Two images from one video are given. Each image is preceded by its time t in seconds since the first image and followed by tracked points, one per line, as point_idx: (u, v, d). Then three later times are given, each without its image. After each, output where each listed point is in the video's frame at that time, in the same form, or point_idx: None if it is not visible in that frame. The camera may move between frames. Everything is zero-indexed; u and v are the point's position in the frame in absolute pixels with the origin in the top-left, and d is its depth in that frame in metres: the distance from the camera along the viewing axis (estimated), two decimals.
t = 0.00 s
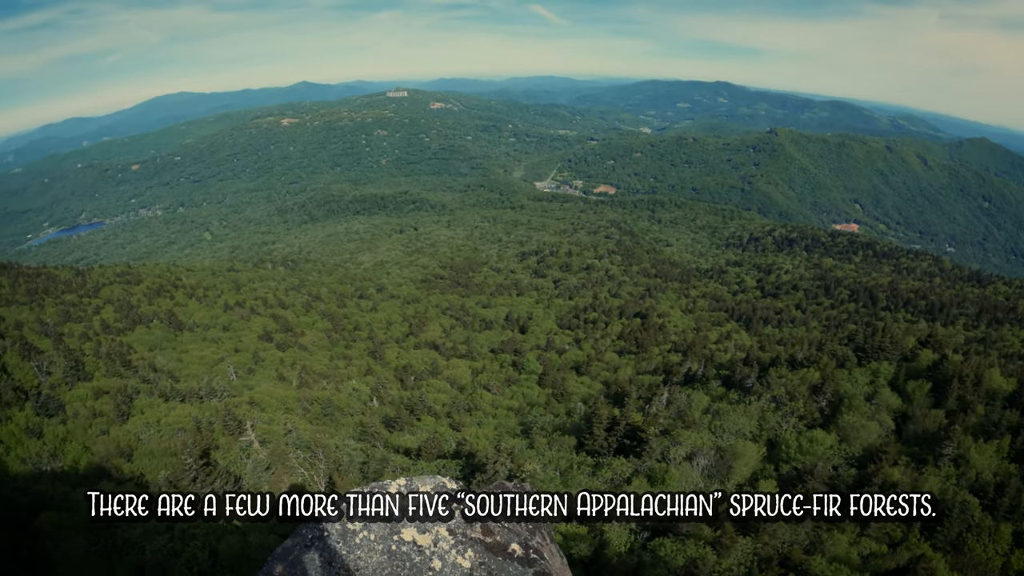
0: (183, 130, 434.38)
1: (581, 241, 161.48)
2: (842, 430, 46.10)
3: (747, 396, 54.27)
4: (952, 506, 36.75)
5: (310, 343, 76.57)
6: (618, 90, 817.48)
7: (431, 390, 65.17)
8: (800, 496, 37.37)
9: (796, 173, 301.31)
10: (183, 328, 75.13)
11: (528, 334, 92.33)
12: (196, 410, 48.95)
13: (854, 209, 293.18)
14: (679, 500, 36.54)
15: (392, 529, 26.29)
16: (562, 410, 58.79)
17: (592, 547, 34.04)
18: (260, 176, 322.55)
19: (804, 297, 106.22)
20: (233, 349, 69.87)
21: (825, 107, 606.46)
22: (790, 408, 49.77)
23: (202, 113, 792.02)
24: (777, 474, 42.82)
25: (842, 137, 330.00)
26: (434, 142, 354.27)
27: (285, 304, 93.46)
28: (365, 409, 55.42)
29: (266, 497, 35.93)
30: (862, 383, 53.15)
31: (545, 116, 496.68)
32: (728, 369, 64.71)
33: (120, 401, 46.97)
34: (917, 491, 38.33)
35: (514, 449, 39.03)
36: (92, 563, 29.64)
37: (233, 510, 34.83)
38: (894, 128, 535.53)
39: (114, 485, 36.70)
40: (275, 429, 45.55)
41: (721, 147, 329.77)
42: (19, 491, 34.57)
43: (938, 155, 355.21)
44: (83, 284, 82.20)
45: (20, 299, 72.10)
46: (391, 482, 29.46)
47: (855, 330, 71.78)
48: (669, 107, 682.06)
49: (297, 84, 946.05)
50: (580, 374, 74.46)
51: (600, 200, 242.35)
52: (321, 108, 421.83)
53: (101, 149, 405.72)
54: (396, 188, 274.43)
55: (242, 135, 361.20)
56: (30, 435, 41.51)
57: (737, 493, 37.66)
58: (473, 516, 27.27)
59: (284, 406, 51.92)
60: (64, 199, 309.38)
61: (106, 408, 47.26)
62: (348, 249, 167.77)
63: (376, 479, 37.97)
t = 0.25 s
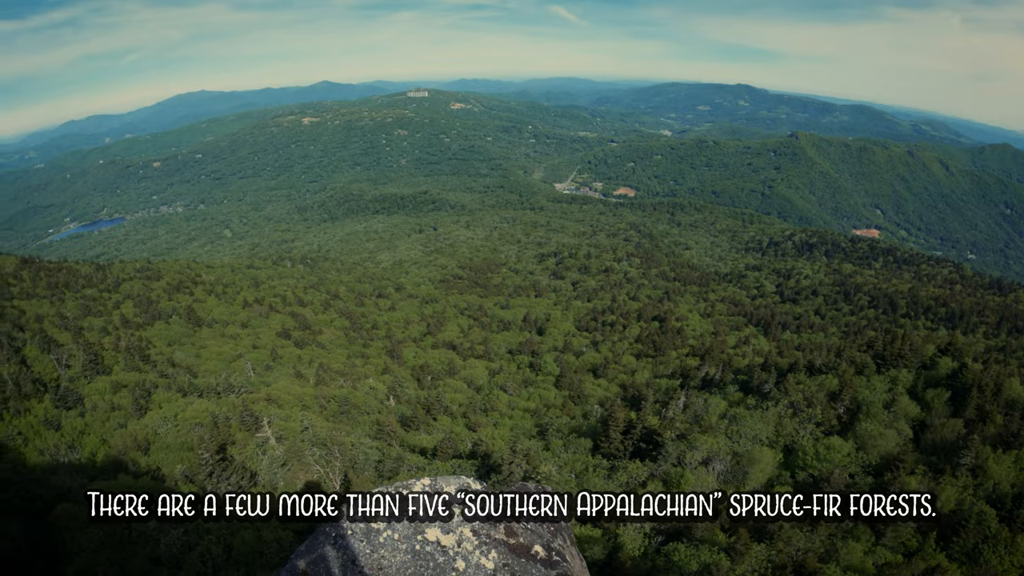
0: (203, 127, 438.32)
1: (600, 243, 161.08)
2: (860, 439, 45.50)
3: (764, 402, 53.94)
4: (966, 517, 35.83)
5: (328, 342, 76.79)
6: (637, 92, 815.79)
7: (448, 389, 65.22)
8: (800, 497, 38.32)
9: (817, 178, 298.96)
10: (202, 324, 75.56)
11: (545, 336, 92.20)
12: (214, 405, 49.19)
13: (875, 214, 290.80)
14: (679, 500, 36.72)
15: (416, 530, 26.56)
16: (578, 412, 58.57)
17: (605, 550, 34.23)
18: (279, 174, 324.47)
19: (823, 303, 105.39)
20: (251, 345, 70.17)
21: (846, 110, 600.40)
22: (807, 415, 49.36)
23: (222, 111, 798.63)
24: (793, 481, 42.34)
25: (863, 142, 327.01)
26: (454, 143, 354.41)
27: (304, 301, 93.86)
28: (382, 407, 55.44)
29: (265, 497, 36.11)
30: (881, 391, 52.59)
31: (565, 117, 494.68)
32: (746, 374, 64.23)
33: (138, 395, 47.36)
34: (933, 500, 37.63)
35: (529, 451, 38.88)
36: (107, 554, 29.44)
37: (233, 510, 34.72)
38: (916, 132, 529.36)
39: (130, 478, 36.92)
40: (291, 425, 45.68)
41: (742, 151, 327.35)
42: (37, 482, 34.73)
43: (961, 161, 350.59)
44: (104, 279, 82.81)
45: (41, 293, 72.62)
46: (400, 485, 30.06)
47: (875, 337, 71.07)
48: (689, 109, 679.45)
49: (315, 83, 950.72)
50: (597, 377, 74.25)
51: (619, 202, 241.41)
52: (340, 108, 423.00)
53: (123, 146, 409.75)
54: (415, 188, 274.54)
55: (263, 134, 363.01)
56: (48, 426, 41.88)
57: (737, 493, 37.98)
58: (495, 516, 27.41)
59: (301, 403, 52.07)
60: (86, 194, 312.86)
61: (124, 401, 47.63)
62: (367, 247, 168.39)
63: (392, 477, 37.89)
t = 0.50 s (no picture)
0: (229, 125, 442.70)
1: (623, 246, 160.56)
2: (881, 448, 44.79)
3: (785, 410, 53.56)
4: (985, 530, 34.97)
5: (349, 340, 77.02)
6: (661, 95, 812.92)
7: (468, 390, 65.19)
8: (800, 497, 38.66)
9: (842, 183, 296.82)
10: (224, 319, 76.05)
11: (566, 338, 92.04)
12: (235, 400, 49.44)
13: (900, 220, 288.06)
14: (679, 500, 37.27)
15: (445, 529, 26.64)
16: (598, 415, 58.32)
17: (621, 555, 34.22)
18: (303, 172, 326.54)
19: (847, 310, 104.57)
20: (272, 342, 70.50)
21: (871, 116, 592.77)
22: (827, 424, 48.84)
23: (246, 109, 806.57)
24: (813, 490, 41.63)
25: (889, 148, 323.32)
26: (478, 144, 353.70)
27: (326, 299, 94.33)
28: (402, 406, 55.43)
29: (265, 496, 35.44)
30: (904, 401, 51.92)
31: (590, 119, 492.32)
32: (767, 381, 63.74)
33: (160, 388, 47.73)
34: (954, 515, 36.43)
35: (547, 453, 38.66)
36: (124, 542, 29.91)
37: (233, 510, 34.07)
38: (942, 139, 521.54)
39: (149, 471, 37.02)
40: (311, 422, 45.78)
41: (766, 155, 324.42)
42: (58, 473, 35.07)
43: (988, 168, 345.09)
44: (128, 273, 83.46)
45: (66, 285, 73.22)
46: (409, 487, 30.22)
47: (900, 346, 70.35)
48: (715, 113, 676.43)
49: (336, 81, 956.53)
50: (617, 380, 73.85)
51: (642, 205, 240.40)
52: (368, 108, 424.28)
53: (149, 142, 414.00)
54: (437, 188, 274.62)
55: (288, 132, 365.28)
56: (70, 417, 42.34)
57: (737, 493, 38.26)
58: (522, 517, 27.29)
59: (322, 400, 52.18)
60: (111, 189, 317.01)
61: (145, 394, 48.02)
62: (390, 247, 169.19)
63: (410, 476, 37.79)
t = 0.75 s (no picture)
0: (257, 123, 446.88)
1: (648, 250, 160.11)
2: (904, 460, 44.15)
3: (808, 419, 53.39)
4: (1008, 549, 33.60)
5: (372, 338, 77.40)
6: (689, 99, 809.64)
7: (490, 391, 65.24)
8: (801, 496, 38.19)
9: (869, 190, 294.21)
10: (249, 315, 76.69)
11: (589, 341, 91.91)
12: (258, 395, 49.84)
13: (927, 229, 284.43)
14: (679, 500, 37.19)
15: (475, 531, 26.52)
16: (619, 419, 58.17)
17: (639, 560, 33.96)
18: (330, 171, 328.91)
19: (872, 319, 103.90)
20: (296, 338, 70.99)
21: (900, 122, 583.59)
22: (849, 433, 48.54)
23: (273, 107, 815.52)
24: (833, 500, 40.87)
25: (917, 155, 318.90)
26: (505, 145, 352.42)
27: (351, 298, 94.95)
28: (424, 406, 55.51)
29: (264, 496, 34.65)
30: (928, 413, 51.34)
31: (617, 122, 490.55)
32: (791, 390, 63.32)
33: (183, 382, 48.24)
34: (976, 530, 34.96)
35: (568, 457, 38.52)
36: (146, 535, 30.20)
37: (233, 510, 33.12)
38: (971, 146, 512.36)
39: (171, 464, 37.18)
40: (333, 419, 46.04)
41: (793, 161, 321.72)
42: (80, 461, 35.20)
43: (1018, 177, 338.46)
44: (155, 268, 84.24)
45: (94, 278, 74.01)
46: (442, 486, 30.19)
47: (925, 357, 69.84)
48: (742, 117, 672.94)
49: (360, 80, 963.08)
50: (640, 385, 73.48)
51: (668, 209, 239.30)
52: (395, 108, 425.89)
53: (177, 139, 419.25)
54: (463, 189, 274.71)
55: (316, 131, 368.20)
56: (94, 408, 42.85)
57: (737, 494, 37.96)
58: (552, 519, 27.20)
59: (344, 397, 52.46)
60: (140, 184, 321.89)
61: (168, 387, 48.50)
62: (415, 246, 170.14)
63: (430, 476, 37.76)
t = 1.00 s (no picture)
0: (287, 121, 451.23)
1: (675, 255, 159.51)
2: (928, 474, 43.38)
3: (833, 429, 53.47)
4: None
5: (397, 337, 77.73)
6: (720, 104, 806.11)
7: (513, 393, 65.25)
8: (800, 496, 39.43)
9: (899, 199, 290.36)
10: (275, 311, 77.34)
11: (614, 346, 91.73)
12: (282, 391, 50.20)
13: (958, 239, 279.00)
14: (679, 500, 36.90)
15: (507, 533, 26.71)
16: (642, 425, 58.06)
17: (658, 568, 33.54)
18: (359, 170, 331.20)
19: (899, 330, 103.03)
20: (321, 335, 71.40)
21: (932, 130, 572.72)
22: (874, 446, 48.44)
23: (302, 105, 824.10)
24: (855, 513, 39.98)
25: (949, 164, 313.20)
26: (534, 147, 352.00)
27: (377, 296, 95.50)
28: (446, 406, 55.53)
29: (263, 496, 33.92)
30: (953, 426, 50.79)
31: (646, 126, 488.28)
32: (816, 399, 63.17)
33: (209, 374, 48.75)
34: (998, 547, 33.30)
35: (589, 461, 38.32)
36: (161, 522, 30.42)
37: (233, 510, 32.58)
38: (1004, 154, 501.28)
39: (194, 455, 37.56)
40: (355, 417, 46.28)
41: (823, 169, 319.37)
42: (104, 450, 35.77)
43: None
44: (183, 262, 85.02)
45: (123, 271, 74.86)
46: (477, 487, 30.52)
47: (953, 370, 69.55)
48: (773, 123, 669.04)
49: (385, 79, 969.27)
50: (664, 391, 73.15)
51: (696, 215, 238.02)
52: (425, 108, 427.72)
53: (208, 135, 424.48)
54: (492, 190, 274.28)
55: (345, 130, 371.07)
56: (119, 398, 43.43)
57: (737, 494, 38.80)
58: (581, 523, 27.45)
59: (368, 395, 52.70)
60: (170, 179, 326.88)
61: (193, 379, 49.00)
62: (442, 246, 171.01)
63: (451, 476, 37.70)
